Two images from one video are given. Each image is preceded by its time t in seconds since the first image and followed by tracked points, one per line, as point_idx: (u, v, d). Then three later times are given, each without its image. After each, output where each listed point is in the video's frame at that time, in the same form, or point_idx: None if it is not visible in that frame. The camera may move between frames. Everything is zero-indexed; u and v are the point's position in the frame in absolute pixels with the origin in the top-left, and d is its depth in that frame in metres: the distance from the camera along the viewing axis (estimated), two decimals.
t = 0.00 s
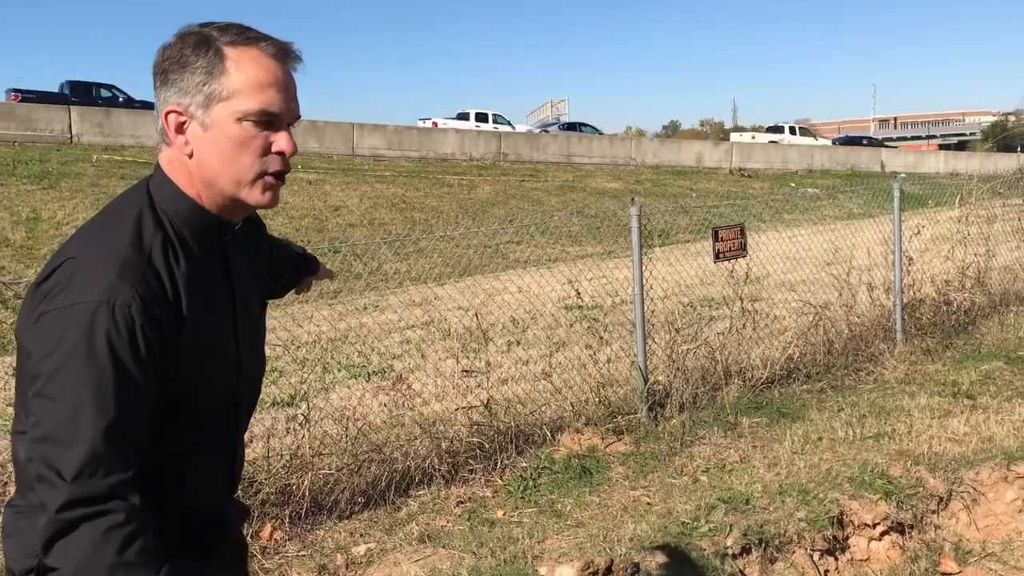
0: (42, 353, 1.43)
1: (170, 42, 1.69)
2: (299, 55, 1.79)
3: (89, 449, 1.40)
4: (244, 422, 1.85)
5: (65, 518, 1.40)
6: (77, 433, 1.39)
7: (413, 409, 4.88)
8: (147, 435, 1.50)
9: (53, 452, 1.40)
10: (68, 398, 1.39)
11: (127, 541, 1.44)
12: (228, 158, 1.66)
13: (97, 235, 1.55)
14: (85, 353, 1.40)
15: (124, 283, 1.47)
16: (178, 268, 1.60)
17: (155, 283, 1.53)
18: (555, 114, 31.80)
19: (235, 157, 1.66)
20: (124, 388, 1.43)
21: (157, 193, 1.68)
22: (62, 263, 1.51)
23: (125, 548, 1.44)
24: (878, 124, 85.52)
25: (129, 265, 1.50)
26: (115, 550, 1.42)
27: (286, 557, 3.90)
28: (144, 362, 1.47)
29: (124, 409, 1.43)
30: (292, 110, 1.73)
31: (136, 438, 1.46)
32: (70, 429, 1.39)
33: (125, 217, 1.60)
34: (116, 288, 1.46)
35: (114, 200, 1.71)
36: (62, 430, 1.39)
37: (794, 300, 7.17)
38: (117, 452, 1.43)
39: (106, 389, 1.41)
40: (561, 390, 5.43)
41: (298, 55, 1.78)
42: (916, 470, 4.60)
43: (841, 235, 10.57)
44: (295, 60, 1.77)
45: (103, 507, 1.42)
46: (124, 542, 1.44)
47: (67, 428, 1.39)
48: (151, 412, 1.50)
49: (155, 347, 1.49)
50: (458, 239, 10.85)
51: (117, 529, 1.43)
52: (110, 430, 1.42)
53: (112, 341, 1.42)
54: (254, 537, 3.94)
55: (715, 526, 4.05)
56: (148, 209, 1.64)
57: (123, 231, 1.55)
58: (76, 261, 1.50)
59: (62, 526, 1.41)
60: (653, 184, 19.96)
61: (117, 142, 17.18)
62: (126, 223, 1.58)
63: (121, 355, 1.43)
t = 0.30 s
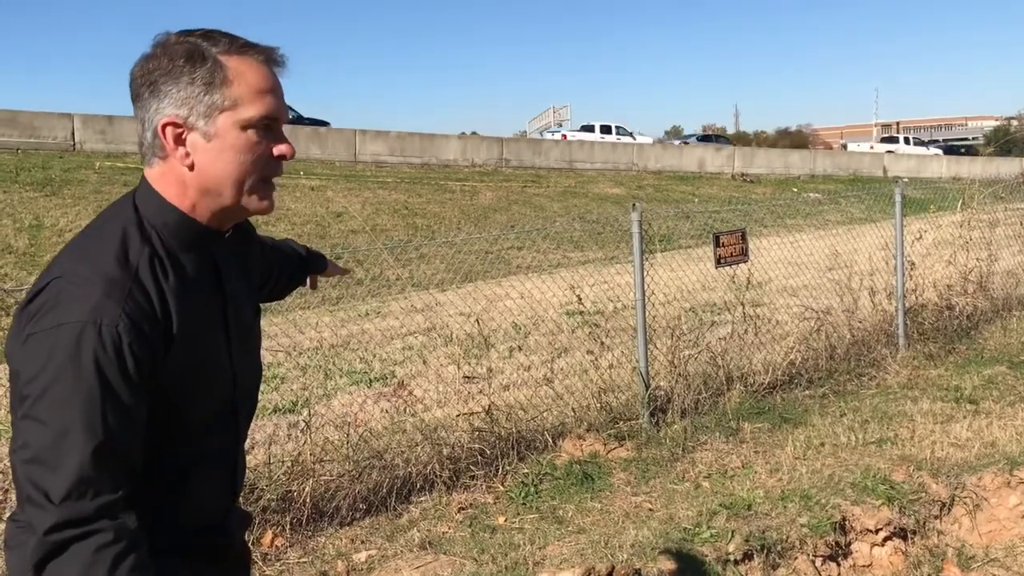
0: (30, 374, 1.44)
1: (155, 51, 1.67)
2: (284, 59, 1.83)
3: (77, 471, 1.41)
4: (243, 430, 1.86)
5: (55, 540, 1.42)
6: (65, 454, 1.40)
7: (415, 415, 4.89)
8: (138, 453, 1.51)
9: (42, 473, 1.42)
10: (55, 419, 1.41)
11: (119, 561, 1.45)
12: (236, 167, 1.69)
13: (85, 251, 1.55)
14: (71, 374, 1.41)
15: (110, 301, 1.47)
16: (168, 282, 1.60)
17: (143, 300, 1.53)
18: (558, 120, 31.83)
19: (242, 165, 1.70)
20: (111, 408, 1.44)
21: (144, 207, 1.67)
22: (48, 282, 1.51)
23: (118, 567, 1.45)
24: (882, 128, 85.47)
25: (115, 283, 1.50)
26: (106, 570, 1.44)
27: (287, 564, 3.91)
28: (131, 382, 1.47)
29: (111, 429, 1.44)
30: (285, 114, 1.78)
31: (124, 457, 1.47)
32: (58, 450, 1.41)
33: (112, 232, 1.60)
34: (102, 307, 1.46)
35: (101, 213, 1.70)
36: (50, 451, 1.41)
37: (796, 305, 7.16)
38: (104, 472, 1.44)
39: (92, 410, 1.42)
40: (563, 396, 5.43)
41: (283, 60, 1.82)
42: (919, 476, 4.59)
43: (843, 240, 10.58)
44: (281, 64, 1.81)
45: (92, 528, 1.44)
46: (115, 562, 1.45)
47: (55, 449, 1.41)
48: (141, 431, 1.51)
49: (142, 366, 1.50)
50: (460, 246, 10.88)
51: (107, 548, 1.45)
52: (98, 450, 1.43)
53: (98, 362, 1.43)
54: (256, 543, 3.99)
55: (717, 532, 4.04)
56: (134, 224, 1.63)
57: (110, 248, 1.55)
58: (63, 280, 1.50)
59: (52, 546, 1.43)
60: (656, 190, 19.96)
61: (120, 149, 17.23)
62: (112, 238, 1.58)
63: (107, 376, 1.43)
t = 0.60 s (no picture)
0: (21, 382, 1.44)
1: (141, 55, 1.66)
2: (266, 58, 1.85)
3: (69, 479, 1.41)
4: (236, 431, 1.87)
5: (46, 548, 1.42)
6: (57, 461, 1.41)
7: (411, 419, 4.89)
8: (130, 460, 1.51)
9: (34, 480, 1.42)
10: (47, 426, 1.41)
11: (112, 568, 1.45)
12: (234, 167, 1.71)
13: (74, 257, 1.55)
14: (62, 381, 1.41)
15: (100, 308, 1.48)
16: (159, 286, 1.61)
17: (133, 305, 1.53)
18: (555, 122, 31.86)
19: (239, 164, 1.72)
20: (102, 414, 1.44)
21: (133, 211, 1.67)
22: (36, 289, 1.51)
23: None
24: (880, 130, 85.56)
25: (105, 288, 1.50)
26: None
27: (283, 567, 3.90)
28: (122, 389, 1.47)
29: (103, 436, 1.44)
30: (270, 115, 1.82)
31: (117, 464, 1.47)
32: (50, 458, 1.41)
33: (101, 238, 1.59)
34: (92, 314, 1.46)
35: (89, 218, 1.70)
36: (43, 458, 1.41)
37: (792, 307, 7.17)
38: (97, 479, 1.44)
39: (84, 417, 1.42)
40: (559, 399, 5.43)
41: (264, 58, 1.84)
42: (915, 477, 4.59)
43: (839, 242, 10.60)
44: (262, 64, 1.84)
45: (85, 535, 1.44)
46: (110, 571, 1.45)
47: (47, 457, 1.41)
48: (133, 437, 1.51)
49: (134, 373, 1.50)
50: (457, 249, 10.89)
51: (101, 557, 1.44)
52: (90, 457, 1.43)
53: (88, 368, 1.43)
54: (252, 547, 3.98)
55: (713, 534, 4.04)
56: (124, 228, 1.63)
57: (99, 252, 1.56)
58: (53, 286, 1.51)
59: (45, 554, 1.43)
60: (653, 193, 19.98)
61: (117, 153, 17.23)
62: (101, 243, 1.58)
63: (98, 383, 1.44)
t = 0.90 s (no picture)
0: (23, 368, 1.43)
1: (114, 44, 1.63)
2: (229, 44, 1.84)
3: (82, 456, 1.40)
4: (230, 418, 1.87)
5: (66, 525, 1.40)
6: (69, 441, 1.40)
7: (406, 420, 4.88)
8: (137, 440, 1.51)
9: (47, 463, 1.41)
10: (55, 407, 1.40)
11: (131, 546, 1.44)
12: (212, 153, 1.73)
13: (62, 246, 1.55)
14: (64, 362, 1.41)
15: (95, 288, 1.48)
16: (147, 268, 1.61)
17: (126, 286, 1.53)
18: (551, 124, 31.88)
19: (217, 149, 1.74)
20: (107, 392, 1.44)
21: (109, 200, 1.66)
22: (28, 280, 1.51)
23: (129, 555, 1.44)
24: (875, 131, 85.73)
25: (97, 270, 1.51)
26: (119, 555, 1.42)
27: (277, 569, 3.90)
28: (125, 367, 1.47)
29: (110, 414, 1.44)
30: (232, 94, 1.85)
31: (125, 443, 1.47)
32: (60, 439, 1.40)
33: (81, 228, 1.59)
34: (89, 295, 1.46)
35: (67, 211, 1.69)
36: (53, 441, 1.40)
37: (786, 308, 7.18)
38: (109, 458, 1.44)
39: (90, 395, 1.42)
40: (554, 400, 5.43)
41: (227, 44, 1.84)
42: (909, 478, 4.61)
43: (833, 243, 10.62)
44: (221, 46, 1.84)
45: (103, 513, 1.43)
46: (128, 550, 1.44)
47: (58, 438, 1.40)
48: (138, 417, 1.51)
49: (134, 351, 1.50)
50: (451, 250, 10.89)
51: (120, 535, 1.44)
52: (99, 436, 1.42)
53: (91, 345, 1.43)
54: (247, 549, 3.97)
55: (708, 535, 4.04)
56: (102, 216, 1.62)
57: (83, 240, 1.55)
58: (46, 274, 1.50)
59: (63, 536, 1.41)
60: (649, 194, 20.00)
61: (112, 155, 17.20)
62: (83, 231, 1.57)
63: (101, 361, 1.43)
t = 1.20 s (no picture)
0: (43, 356, 1.39)
1: (75, 42, 1.57)
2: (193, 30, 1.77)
3: (111, 442, 1.38)
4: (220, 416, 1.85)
5: (98, 514, 1.36)
6: (97, 428, 1.37)
7: (399, 421, 4.89)
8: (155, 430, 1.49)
9: (72, 451, 1.37)
10: (79, 393, 1.37)
11: (158, 535, 1.41)
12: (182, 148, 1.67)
13: (69, 235, 1.51)
14: (89, 347, 1.38)
15: (112, 274, 1.46)
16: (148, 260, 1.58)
17: (138, 274, 1.51)
18: (545, 124, 31.89)
19: (185, 144, 1.68)
20: (131, 378, 1.42)
21: (93, 193, 1.59)
22: (38, 269, 1.47)
23: (155, 547, 1.40)
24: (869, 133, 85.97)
25: (109, 257, 1.48)
26: (148, 545, 1.39)
27: (270, 570, 3.89)
28: (145, 355, 1.46)
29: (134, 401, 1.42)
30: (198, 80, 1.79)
31: (148, 431, 1.45)
32: (88, 425, 1.37)
33: (73, 220, 1.54)
34: (108, 282, 1.44)
35: (47, 210, 1.65)
36: (79, 427, 1.37)
37: (779, 309, 7.20)
38: (135, 445, 1.41)
39: (117, 381, 1.40)
40: (547, 401, 5.44)
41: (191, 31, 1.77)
42: (901, 479, 4.63)
43: (825, 244, 10.66)
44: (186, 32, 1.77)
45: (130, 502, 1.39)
46: (154, 541, 1.40)
47: (84, 426, 1.37)
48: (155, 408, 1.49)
49: (151, 339, 1.49)
50: (445, 251, 10.90)
51: (147, 525, 1.40)
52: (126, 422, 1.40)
53: (114, 330, 1.41)
54: (240, 551, 3.97)
55: (700, 536, 4.05)
56: (90, 210, 1.57)
57: (85, 229, 1.52)
58: (57, 261, 1.46)
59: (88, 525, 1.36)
60: (643, 196, 20.03)
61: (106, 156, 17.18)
62: (76, 223, 1.54)
63: (124, 347, 1.42)
